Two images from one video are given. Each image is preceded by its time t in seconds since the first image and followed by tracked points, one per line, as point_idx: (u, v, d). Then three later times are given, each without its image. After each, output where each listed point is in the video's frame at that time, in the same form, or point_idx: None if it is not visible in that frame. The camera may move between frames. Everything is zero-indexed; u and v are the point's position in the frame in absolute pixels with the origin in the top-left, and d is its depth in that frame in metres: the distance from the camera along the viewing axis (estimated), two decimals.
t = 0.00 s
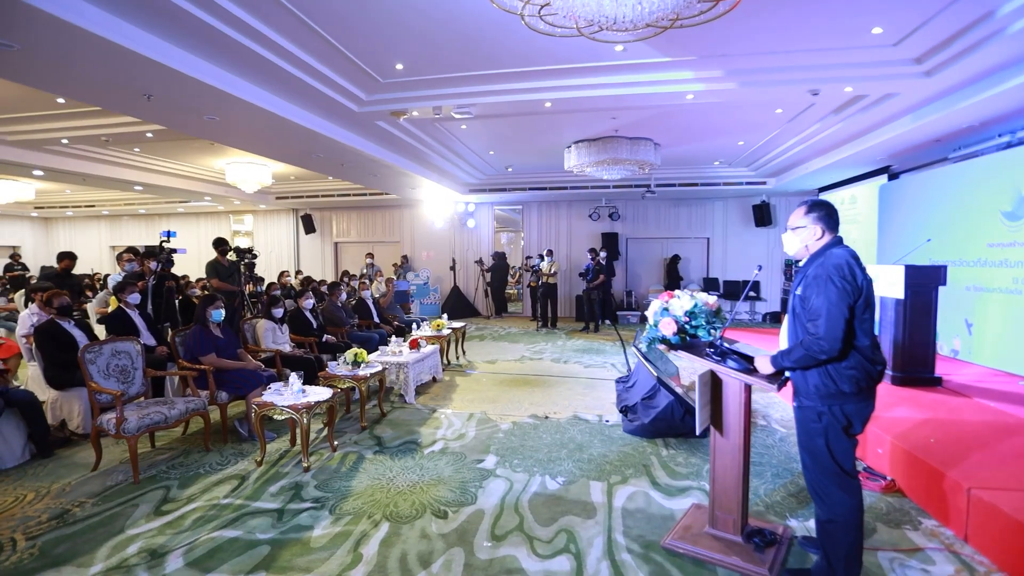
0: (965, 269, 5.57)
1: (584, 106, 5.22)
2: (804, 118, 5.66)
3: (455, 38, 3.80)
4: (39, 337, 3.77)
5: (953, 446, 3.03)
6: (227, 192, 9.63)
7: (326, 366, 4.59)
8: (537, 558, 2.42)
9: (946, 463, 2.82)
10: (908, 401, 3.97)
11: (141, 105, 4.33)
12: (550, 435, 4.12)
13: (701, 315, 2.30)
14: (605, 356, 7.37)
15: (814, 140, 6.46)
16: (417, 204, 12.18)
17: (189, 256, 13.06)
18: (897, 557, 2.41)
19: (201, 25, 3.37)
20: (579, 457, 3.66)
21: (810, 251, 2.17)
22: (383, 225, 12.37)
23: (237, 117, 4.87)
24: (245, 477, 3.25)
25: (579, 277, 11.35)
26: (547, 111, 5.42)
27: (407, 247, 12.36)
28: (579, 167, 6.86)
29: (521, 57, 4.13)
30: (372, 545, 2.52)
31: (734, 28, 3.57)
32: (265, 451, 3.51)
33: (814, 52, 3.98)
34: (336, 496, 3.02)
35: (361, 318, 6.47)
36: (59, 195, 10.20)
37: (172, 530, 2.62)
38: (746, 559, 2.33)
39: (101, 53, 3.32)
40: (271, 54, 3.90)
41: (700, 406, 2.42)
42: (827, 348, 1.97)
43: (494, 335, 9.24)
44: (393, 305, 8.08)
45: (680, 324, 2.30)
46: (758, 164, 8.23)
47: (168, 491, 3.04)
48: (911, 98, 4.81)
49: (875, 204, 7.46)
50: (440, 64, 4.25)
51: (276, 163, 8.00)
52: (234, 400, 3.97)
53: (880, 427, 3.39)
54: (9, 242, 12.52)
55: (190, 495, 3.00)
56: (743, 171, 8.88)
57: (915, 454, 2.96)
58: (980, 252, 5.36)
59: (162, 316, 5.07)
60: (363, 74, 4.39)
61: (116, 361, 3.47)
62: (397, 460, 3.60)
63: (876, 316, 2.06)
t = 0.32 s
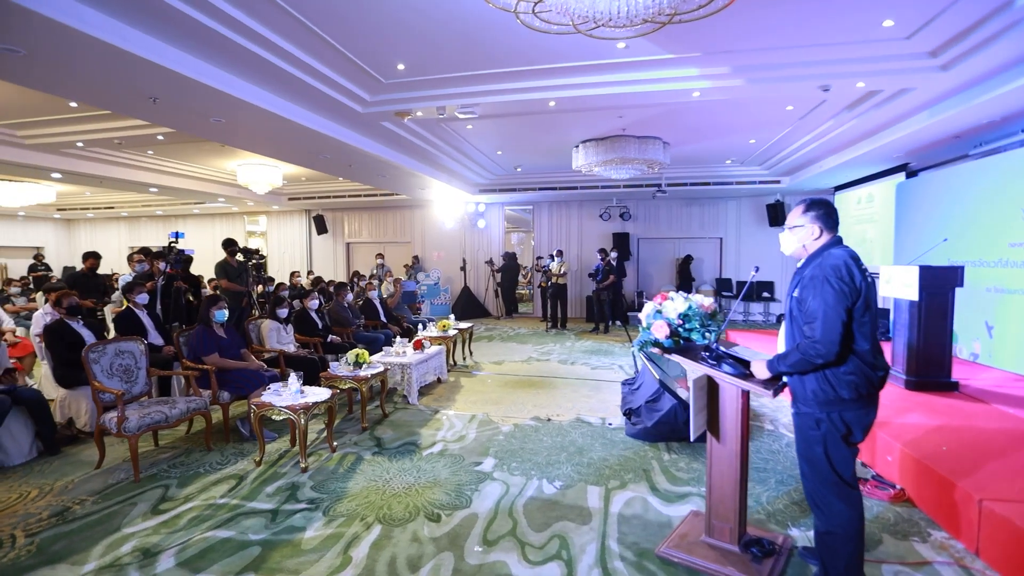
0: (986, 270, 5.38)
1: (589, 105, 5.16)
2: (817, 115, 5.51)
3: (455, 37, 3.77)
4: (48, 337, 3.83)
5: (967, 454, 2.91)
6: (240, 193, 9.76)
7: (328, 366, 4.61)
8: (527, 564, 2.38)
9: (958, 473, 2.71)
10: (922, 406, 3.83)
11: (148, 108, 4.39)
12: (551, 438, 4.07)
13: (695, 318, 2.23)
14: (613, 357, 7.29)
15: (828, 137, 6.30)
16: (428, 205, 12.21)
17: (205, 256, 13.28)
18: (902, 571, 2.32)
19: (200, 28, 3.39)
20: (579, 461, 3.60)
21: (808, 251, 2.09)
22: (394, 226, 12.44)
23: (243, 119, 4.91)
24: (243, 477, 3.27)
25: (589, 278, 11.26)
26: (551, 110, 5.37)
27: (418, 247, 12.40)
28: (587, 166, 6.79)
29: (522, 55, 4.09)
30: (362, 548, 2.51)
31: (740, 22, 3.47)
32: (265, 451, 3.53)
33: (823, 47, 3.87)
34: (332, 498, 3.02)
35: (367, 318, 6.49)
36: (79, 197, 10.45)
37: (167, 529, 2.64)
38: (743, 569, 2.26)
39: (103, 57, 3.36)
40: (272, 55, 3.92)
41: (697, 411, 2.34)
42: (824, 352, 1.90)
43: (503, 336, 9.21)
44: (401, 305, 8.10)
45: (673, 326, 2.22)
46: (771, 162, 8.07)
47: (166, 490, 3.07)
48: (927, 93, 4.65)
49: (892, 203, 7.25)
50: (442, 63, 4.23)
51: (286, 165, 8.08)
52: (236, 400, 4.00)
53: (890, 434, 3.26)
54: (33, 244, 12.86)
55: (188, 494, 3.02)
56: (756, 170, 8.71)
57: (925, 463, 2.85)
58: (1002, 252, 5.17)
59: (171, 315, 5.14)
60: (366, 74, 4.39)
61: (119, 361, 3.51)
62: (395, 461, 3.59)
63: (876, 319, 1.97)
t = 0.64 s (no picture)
0: (1004, 272, 5.21)
1: (593, 105, 5.11)
2: (828, 113, 5.40)
3: (455, 38, 3.76)
4: (57, 337, 3.90)
5: (976, 463, 2.81)
6: (252, 194, 9.88)
7: (330, 367, 4.64)
8: (516, 569, 2.36)
9: (966, 483, 2.61)
10: (934, 413, 3.71)
11: (155, 112, 4.47)
12: (551, 441, 4.03)
13: (686, 322, 2.17)
14: (620, 359, 7.22)
15: (840, 136, 6.16)
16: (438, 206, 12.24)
17: (219, 256, 13.49)
18: None
19: (200, 31, 3.42)
20: (577, 464, 3.56)
21: (802, 254, 2.04)
22: (404, 226, 12.50)
23: (248, 121, 4.96)
24: (241, 476, 3.29)
25: (599, 279, 11.17)
26: (555, 111, 5.34)
27: (428, 248, 12.44)
28: (594, 167, 6.73)
29: (523, 55, 4.07)
30: (352, 550, 2.50)
31: (741, 19, 3.41)
32: (263, 451, 3.55)
33: (830, 43, 3.78)
34: (327, 499, 3.02)
35: (373, 319, 6.52)
36: (97, 199, 10.68)
37: (162, 528, 2.67)
38: None
39: (107, 62, 3.43)
40: (273, 58, 3.95)
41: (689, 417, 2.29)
42: (815, 358, 1.84)
43: (511, 337, 9.18)
44: (408, 305, 8.12)
45: (664, 330, 2.17)
46: (783, 162, 7.92)
47: (165, 489, 3.10)
48: (942, 89, 4.52)
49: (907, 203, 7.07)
50: (443, 65, 4.23)
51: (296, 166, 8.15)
52: (239, 400, 4.03)
53: (897, 441, 3.16)
54: (55, 244, 13.19)
55: (186, 493, 3.05)
56: (767, 169, 8.56)
57: (931, 471, 2.75)
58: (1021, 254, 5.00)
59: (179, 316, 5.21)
60: (368, 76, 4.41)
61: (123, 360, 3.57)
62: (393, 463, 3.58)
63: (871, 324, 1.90)
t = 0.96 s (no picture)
0: (1022, 273, 5.04)
1: (596, 104, 5.07)
2: (838, 110, 5.29)
3: (454, 38, 3.76)
4: (67, 336, 3.98)
5: (983, 470, 2.72)
6: (264, 196, 10.02)
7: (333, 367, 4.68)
8: (503, 572, 2.35)
9: (970, 491, 2.53)
10: (943, 418, 3.60)
11: (163, 115, 4.56)
12: (550, 443, 4.01)
13: (675, 325, 2.13)
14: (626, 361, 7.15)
15: (852, 133, 6.03)
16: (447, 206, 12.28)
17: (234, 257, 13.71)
18: None
19: (201, 35, 3.48)
20: (574, 467, 3.54)
21: (792, 256, 2.00)
22: (414, 227, 12.57)
23: (254, 124, 5.02)
24: (241, 474, 3.34)
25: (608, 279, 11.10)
26: (558, 111, 5.31)
27: (438, 248, 12.49)
28: (601, 167, 6.68)
29: (523, 55, 4.05)
30: (343, 550, 2.52)
31: (740, 17, 3.36)
32: (263, 450, 3.60)
33: (836, 39, 3.69)
34: (322, 498, 3.05)
35: (379, 319, 6.57)
36: (116, 201, 10.93)
37: (160, 524, 2.72)
38: None
39: (113, 67, 3.51)
40: (275, 61, 4.00)
41: (679, 421, 2.26)
42: (805, 363, 1.76)
43: (519, 338, 9.17)
44: (415, 306, 8.15)
45: (651, 333, 2.13)
46: (795, 161, 7.78)
47: (166, 486, 3.16)
48: (955, 85, 4.39)
49: (923, 202, 6.89)
50: (443, 66, 4.25)
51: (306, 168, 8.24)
52: (242, 399, 4.08)
53: (901, 448, 3.07)
54: (76, 245, 13.53)
55: (185, 491, 3.10)
56: (779, 168, 8.41)
57: (935, 478, 2.67)
58: None
59: (187, 316, 5.30)
60: (370, 78, 4.44)
61: (128, 359, 3.64)
62: (390, 463, 3.60)
63: (863, 327, 1.83)
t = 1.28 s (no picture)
0: None
1: (602, 104, 5.05)
2: (852, 107, 5.16)
3: (454, 40, 3.77)
4: (84, 334, 4.11)
5: (994, 481, 2.62)
6: (280, 197, 10.20)
7: (339, 367, 4.74)
8: (493, 573, 2.35)
9: (976, 501, 2.44)
10: (955, 425, 3.49)
11: (175, 120, 4.67)
12: (551, 444, 4.00)
13: (663, 328, 2.11)
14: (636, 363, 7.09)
15: (868, 131, 5.88)
16: (461, 207, 12.34)
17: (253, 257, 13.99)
18: None
19: (208, 42, 3.56)
20: (573, 469, 3.52)
21: (780, 260, 1.97)
22: (428, 227, 12.65)
23: (264, 127, 5.11)
24: (244, 472, 3.41)
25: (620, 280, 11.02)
26: (565, 111, 5.29)
27: (451, 249, 12.55)
28: (610, 167, 6.63)
29: (526, 57, 4.06)
30: (336, 548, 2.55)
31: (742, 15, 3.31)
32: (268, 447, 3.67)
33: (844, 35, 3.60)
34: (321, 497, 3.09)
35: (388, 319, 6.64)
36: (139, 203, 11.25)
37: (163, 519, 2.79)
38: None
39: (124, 74, 3.62)
40: (280, 66, 4.07)
41: (669, 425, 2.23)
42: (791, 367, 1.72)
43: (529, 338, 9.17)
44: (426, 306, 8.22)
45: (639, 336, 2.11)
46: (811, 159, 7.61)
47: (172, 482, 3.24)
48: (973, 81, 4.25)
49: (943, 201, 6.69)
50: (447, 69, 4.27)
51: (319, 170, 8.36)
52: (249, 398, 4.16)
53: (908, 455, 2.98)
54: (102, 246, 13.96)
55: (190, 487, 3.18)
56: (795, 167, 8.25)
57: (942, 488, 2.59)
58: None
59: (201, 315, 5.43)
60: (376, 81, 4.49)
61: (139, 358, 3.75)
62: (391, 462, 3.64)
63: (853, 331, 1.77)
